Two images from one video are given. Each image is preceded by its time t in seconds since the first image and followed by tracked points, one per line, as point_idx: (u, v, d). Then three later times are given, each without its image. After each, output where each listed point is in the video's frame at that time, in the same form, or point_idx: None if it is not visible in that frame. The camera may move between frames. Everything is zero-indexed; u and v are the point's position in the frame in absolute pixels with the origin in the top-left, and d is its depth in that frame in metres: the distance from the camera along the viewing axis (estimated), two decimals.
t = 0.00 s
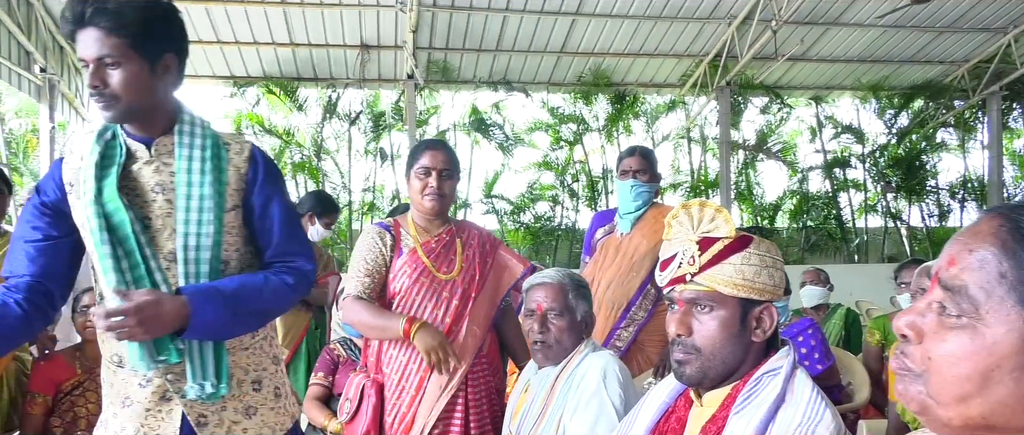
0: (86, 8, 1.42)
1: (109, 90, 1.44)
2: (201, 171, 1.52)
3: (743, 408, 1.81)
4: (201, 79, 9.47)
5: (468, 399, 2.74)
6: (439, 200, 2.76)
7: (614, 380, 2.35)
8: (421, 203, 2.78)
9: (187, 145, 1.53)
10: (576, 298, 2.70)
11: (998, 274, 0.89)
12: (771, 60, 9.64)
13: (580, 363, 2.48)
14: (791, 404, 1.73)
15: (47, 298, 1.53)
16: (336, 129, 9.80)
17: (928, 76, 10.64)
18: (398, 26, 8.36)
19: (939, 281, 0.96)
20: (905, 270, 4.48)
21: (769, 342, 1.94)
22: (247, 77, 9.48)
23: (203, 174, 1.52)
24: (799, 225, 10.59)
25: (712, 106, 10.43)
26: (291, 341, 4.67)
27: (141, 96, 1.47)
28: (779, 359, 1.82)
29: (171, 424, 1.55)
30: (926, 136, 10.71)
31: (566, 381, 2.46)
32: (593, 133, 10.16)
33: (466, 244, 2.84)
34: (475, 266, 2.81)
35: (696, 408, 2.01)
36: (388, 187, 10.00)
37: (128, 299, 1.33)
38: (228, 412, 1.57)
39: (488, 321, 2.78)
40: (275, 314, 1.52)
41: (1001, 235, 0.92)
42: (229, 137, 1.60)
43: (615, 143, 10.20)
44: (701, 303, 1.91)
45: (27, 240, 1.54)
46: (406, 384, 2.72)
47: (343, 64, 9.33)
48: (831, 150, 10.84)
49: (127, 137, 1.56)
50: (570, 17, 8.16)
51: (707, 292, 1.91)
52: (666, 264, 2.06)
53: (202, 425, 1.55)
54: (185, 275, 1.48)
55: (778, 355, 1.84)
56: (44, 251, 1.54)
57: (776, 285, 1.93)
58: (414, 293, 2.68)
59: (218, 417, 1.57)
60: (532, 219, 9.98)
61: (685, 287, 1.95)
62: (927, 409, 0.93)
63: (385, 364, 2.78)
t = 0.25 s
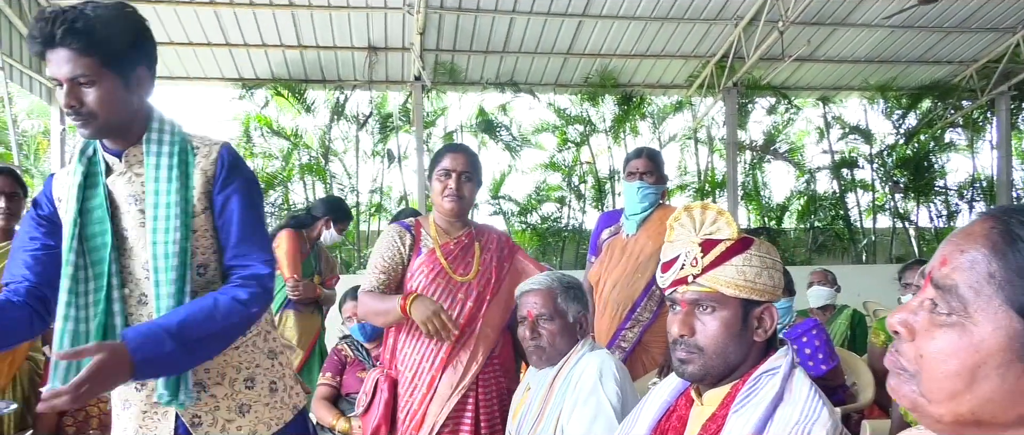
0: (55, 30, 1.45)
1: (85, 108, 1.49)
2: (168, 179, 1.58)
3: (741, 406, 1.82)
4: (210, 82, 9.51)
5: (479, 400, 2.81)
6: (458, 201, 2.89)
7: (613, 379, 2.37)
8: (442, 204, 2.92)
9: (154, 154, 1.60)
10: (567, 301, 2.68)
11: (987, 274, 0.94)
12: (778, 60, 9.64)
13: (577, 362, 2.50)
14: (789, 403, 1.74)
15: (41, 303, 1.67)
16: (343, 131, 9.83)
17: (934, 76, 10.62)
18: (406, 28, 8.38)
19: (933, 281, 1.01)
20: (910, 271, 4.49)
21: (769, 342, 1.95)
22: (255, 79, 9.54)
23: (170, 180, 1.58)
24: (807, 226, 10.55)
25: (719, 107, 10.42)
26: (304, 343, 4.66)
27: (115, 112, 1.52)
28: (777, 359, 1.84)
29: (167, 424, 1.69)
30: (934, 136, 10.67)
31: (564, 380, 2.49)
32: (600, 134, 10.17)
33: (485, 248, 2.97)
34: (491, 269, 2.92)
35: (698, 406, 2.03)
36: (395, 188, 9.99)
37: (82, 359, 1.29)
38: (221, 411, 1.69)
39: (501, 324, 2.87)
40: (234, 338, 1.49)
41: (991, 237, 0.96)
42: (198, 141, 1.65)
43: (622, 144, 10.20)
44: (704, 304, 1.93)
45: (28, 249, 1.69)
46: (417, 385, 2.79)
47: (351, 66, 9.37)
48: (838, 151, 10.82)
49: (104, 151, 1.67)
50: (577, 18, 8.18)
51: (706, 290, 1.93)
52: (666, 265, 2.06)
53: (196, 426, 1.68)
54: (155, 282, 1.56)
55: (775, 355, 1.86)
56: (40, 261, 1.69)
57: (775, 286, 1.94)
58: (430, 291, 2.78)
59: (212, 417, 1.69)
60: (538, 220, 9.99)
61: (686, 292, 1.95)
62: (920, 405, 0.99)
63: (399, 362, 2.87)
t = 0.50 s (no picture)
0: (49, 42, 1.51)
1: (78, 118, 1.56)
2: (152, 185, 1.65)
3: (736, 403, 1.83)
4: (216, 82, 9.52)
5: (482, 397, 2.81)
6: (472, 201, 2.91)
7: (615, 377, 2.38)
8: (455, 204, 2.93)
9: (139, 163, 1.67)
10: (563, 302, 2.69)
11: (943, 274, 1.02)
12: (784, 61, 9.64)
13: (582, 360, 2.53)
14: (782, 400, 1.75)
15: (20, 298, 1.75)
16: (349, 131, 9.86)
17: (940, 76, 10.60)
18: (412, 28, 8.40)
19: (896, 282, 1.09)
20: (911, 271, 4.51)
21: (766, 340, 1.98)
22: (261, 80, 9.57)
23: (153, 186, 1.65)
24: (812, 227, 10.53)
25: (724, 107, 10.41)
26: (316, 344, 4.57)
27: (107, 121, 1.60)
28: (772, 356, 1.84)
29: (172, 421, 1.74)
30: (941, 136, 10.64)
31: (568, 376, 2.52)
32: (605, 134, 10.17)
33: (494, 248, 2.99)
34: (500, 269, 2.94)
35: (695, 403, 2.05)
36: (400, 188, 10.03)
37: (45, 391, 1.27)
38: (224, 406, 1.73)
39: (507, 323, 2.88)
40: (197, 349, 1.50)
41: (946, 239, 1.05)
42: (184, 146, 1.72)
43: (627, 145, 10.21)
44: (702, 303, 1.95)
45: (15, 243, 1.79)
46: (420, 380, 2.83)
47: (357, 67, 9.40)
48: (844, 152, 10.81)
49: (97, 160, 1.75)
50: (583, 19, 8.18)
51: (704, 289, 1.94)
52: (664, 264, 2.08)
53: (200, 422, 1.71)
54: (133, 286, 1.63)
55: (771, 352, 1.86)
56: (23, 255, 1.78)
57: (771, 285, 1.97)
58: (436, 289, 2.83)
59: (214, 412, 1.72)
60: (544, 220, 10.00)
61: (684, 290, 1.97)
62: (886, 399, 1.06)
63: (407, 358, 2.92)
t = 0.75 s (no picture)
0: (58, 46, 1.52)
1: (87, 121, 1.59)
2: (156, 186, 1.68)
3: (732, 397, 1.87)
4: (222, 81, 9.54)
5: (486, 393, 2.83)
6: (482, 196, 2.97)
7: (617, 373, 2.40)
8: (466, 200, 2.99)
9: (144, 163, 1.69)
10: (566, 298, 2.71)
11: (884, 279, 1.11)
12: (788, 61, 9.64)
13: (586, 357, 2.55)
14: (777, 393, 1.77)
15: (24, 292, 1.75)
16: (354, 130, 9.91)
17: (945, 76, 10.59)
18: (417, 28, 8.44)
19: (842, 289, 1.19)
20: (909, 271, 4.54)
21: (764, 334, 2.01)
22: (267, 79, 9.59)
23: (157, 187, 1.68)
24: (816, 227, 10.51)
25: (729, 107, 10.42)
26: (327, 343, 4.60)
27: (114, 124, 1.62)
28: (767, 353, 1.87)
29: (180, 414, 1.76)
30: (945, 136, 10.64)
31: (573, 372, 2.54)
32: (609, 134, 10.19)
33: (500, 246, 3.02)
34: (505, 267, 2.97)
35: (692, 398, 2.08)
36: (405, 187, 10.05)
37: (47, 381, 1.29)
38: (232, 399, 1.75)
39: (512, 320, 2.89)
40: (198, 343, 1.52)
41: (886, 245, 1.14)
42: (189, 147, 1.74)
43: (632, 144, 10.23)
44: (700, 300, 1.98)
45: (21, 238, 1.81)
46: (426, 377, 2.85)
47: (362, 66, 9.42)
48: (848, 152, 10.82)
49: (104, 161, 1.77)
50: (587, 19, 8.21)
51: (703, 287, 1.98)
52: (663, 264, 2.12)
53: (208, 415, 1.73)
54: (132, 284, 1.65)
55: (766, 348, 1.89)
56: (27, 251, 1.79)
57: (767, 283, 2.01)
58: (442, 286, 2.86)
59: (223, 405, 1.74)
60: (548, 219, 10.02)
61: (683, 288, 2.01)
62: (840, 400, 1.15)
63: (413, 354, 2.95)
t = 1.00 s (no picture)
0: (75, 45, 1.54)
1: (100, 119, 1.61)
2: (167, 184, 1.70)
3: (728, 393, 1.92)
4: (227, 80, 9.56)
5: (490, 391, 2.86)
6: (485, 192, 2.97)
7: (616, 371, 2.41)
8: (467, 196, 2.99)
9: (155, 162, 1.71)
10: (568, 296, 2.74)
11: (831, 291, 1.14)
12: (792, 62, 9.63)
13: (586, 354, 2.56)
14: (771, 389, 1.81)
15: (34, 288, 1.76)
16: (359, 129, 9.93)
17: (951, 77, 10.58)
18: (422, 27, 8.46)
19: (793, 302, 1.21)
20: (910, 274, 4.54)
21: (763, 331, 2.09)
22: (272, 77, 9.58)
23: (168, 184, 1.70)
24: (820, 227, 10.47)
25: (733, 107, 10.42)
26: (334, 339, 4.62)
27: (126, 123, 1.64)
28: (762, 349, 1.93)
29: (188, 409, 1.77)
30: (950, 138, 10.62)
31: (573, 370, 2.55)
32: (613, 133, 10.20)
33: (504, 244, 3.03)
34: (509, 265, 2.98)
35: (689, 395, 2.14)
36: (409, 186, 10.10)
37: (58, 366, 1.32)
38: (239, 393, 1.77)
39: (516, 317, 2.92)
40: (205, 337, 1.54)
41: (830, 258, 1.17)
42: (198, 146, 1.76)
43: (636, 144, 10.23)
44: (705, 296, 2.05)
45: (31, 234, 1.83)
46: (430, 373, 2.87)
47: (367, 65, 9.44)
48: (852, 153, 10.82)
49: (115, 159, 1.79)
50: (591, 19, 8.22)
51: (710, 283, 2.05)
52: (666, 261, 2.17)
53: (216, 409, 1.75)
54: (143, 279, 1.67)
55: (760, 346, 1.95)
56: (38, 247, 1.81)
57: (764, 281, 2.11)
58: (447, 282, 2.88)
59: (230, 399, 1.76)
60: (552, 218, 10.04)
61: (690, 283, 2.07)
62: (801, 408, 1.16)
63: (416, 349, 2.95)
